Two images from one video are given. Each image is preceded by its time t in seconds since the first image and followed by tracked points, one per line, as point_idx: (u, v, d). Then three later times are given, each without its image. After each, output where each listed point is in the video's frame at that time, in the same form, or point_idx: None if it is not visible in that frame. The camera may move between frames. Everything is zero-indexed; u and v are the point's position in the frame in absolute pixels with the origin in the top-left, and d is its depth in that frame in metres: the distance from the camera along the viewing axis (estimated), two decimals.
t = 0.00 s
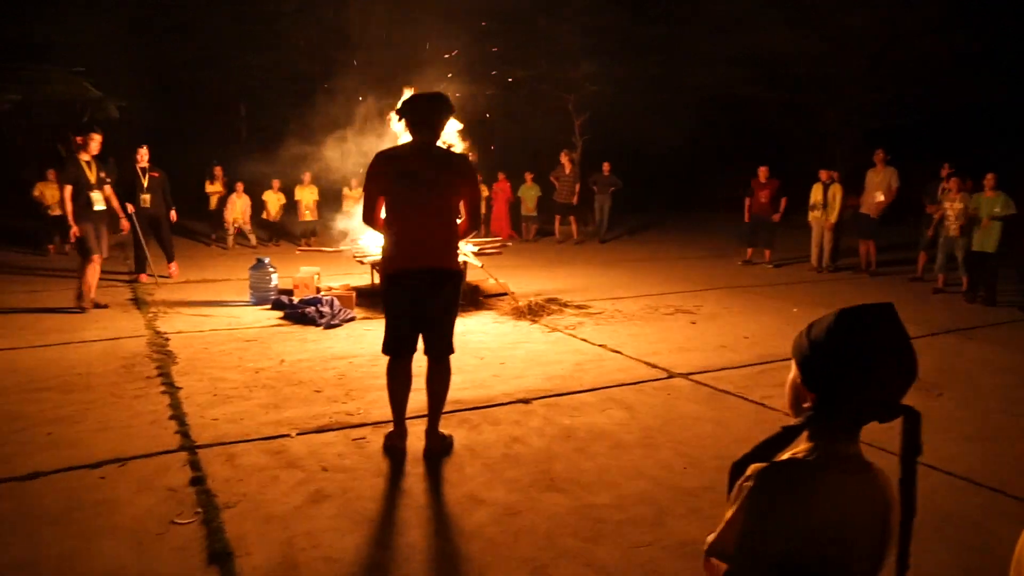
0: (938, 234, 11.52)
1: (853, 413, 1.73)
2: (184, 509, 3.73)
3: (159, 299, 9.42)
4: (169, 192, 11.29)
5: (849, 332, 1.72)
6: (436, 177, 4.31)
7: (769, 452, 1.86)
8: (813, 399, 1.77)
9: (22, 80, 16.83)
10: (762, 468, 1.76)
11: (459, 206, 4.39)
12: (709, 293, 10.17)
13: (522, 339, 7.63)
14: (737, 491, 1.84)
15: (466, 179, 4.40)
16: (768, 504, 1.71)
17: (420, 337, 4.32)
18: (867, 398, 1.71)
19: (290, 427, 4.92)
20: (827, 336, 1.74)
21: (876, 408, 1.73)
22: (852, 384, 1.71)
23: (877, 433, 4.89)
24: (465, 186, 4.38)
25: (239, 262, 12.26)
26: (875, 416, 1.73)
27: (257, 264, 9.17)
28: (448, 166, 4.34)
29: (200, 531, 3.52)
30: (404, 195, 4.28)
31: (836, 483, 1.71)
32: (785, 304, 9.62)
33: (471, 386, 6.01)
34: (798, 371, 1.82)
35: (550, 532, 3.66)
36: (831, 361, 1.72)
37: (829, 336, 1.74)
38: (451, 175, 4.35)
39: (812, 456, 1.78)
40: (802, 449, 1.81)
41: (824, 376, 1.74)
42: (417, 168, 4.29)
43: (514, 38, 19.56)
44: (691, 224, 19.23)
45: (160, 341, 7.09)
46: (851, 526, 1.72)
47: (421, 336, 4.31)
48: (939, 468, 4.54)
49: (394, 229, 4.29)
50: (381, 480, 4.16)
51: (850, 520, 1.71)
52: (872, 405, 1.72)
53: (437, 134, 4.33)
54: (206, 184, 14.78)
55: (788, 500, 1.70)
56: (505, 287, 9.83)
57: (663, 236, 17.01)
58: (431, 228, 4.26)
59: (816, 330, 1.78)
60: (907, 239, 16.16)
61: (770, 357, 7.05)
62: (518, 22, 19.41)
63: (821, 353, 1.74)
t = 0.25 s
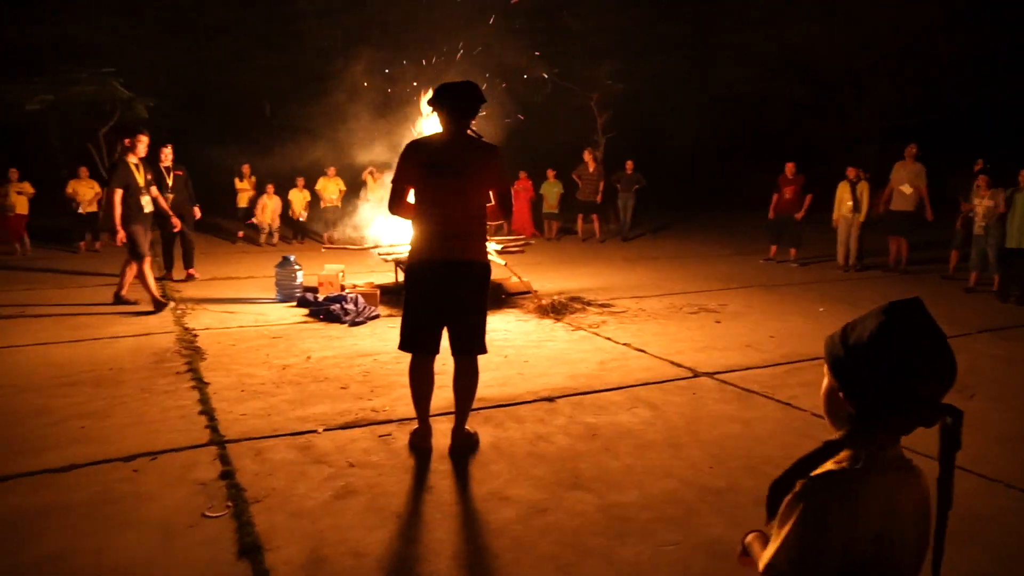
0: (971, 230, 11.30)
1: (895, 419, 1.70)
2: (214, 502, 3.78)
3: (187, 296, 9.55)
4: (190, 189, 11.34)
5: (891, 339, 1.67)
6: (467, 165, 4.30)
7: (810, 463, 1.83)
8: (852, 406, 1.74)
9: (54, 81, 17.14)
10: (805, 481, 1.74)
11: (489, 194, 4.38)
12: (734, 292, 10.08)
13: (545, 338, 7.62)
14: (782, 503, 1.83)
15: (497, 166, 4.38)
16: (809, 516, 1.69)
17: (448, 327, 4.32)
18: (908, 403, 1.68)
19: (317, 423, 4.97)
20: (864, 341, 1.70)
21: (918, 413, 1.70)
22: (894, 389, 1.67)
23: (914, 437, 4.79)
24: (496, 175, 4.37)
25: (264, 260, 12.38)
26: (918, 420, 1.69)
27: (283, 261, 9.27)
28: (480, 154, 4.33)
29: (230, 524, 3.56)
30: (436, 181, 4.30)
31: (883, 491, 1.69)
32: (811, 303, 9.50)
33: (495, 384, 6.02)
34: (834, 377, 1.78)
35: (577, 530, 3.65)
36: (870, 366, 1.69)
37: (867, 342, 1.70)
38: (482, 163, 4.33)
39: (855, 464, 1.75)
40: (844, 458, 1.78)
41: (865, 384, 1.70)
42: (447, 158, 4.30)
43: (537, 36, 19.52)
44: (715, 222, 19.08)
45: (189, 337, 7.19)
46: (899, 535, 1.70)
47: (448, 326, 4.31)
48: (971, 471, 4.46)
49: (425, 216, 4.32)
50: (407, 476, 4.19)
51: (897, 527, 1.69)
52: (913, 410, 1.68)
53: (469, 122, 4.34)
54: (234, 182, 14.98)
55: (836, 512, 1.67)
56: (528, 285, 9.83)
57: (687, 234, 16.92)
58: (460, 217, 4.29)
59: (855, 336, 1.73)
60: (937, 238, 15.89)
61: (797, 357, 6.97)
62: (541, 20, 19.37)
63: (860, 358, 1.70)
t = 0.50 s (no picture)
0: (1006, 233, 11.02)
1: (926, 446, 1.66)
2: (241, 489, 3.82)
3: (215, 286, 9.67)
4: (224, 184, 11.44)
5: (922, 369, 1.63)
6: (496, 162, 4.31)
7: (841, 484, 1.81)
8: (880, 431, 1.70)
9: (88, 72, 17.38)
10: (831, 508, 1.71)
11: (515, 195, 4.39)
12: (760, 291, 9.97)
13: (570, 333, 7.60)
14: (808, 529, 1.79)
15: (524, 166, 4.38)
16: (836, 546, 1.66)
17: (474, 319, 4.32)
18: (940, 430, 1.64)
19: (342, 413, 5.00)
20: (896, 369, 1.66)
21: (955, 442, 1.65)
22: (924, 416, 1.64)
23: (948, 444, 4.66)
24: (524, 173, 4.37)
25: (291, 252, 12.48)
26: (949, 450, 1.65)
27: (310, 253, 9.35)
28: (509, 151, 4.33)
29: (257, 511, 3.60)
30: (463, 177, 4.30)
31: (914, 522, 1.66)
32: (838, 303, 9.36)
33: (519, 378, 6.01)
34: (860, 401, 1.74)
35: (602, 527, 3.63)
36: (900, 392, 1.65)
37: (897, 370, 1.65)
38: (511, 161, 4.34)
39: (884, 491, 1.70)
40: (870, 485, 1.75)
41: (893, 411, 1.66)
42: (475, 160, 4.30)
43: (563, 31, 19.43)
44: (741, 221, 18.88)
45: (217, 326, 7.28)
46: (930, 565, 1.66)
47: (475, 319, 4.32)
48: (1002, 476, 4.35)
49: (452, 216, 4.32)
50: (432, 468, 4.20)
51: (927, 557, 1.65)
52: (945, 438, 1.64)
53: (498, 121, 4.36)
54: (262, 174, 15.13)
55: (862, 540, 1.65)
56: (553, 281, 9.80)
57: (713, 232, 16.76)
58: (488, 217, 4.30)
59: (888, 363, 1.68)
60: (969, 240, 15.55)
61: (824, 357, 6.87)
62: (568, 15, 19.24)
63: (888, 385, 1.66)
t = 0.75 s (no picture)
0: None
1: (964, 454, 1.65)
2: (275, 480, 3.87)
3: (250, 280, 9.81)
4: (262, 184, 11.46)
5: (965, 379, 1.61)
6: (529, 201, 4.29)
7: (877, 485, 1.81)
8: (917, 436, 1.69)
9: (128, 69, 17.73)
10: (863, 506, 1.73)
11: (548, 233, 4.39)
12: (795, 290, 9.80)
13: (601, 331, 7.55)
14: (840, 524, 1.82)
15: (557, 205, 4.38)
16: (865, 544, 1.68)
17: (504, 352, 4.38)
18: (977, 439, 1.63)
19: (373, 407, 5.04)
20: (936, 375, 1.65)
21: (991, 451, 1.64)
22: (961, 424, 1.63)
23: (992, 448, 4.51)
24: (555, 213, 4.35)
25: (324, 246, 12.61)
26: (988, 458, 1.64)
27: (342, 249, 9.44)
28: (542, 189, 4.32)
29: (289, 503, 3.64)
30: (496, 215, 4.29)
31: (948, 526, 1.66)
32: (877, 303, 9.15)
33: (550, 375, 6.00)
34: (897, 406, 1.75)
35: (631, 526, 3.61)
36: (940, 397, 1.64)
37: (938, 376, 1.65)
38: (543, 201, 4.32)
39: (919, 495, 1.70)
40: (904, 486, 1.75)
41: (931, 416, 1.66)
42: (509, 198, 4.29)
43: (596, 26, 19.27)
44: (777, 218, 18.57)
45: (251, 319, 7.39)
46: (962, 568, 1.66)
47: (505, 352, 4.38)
48: None
49: (483, 250, 4.30)
50: (462, 463, 4.21)
51: (958, 561, 1.65)
52: (984, 446, 1.63)
53: (532, 158, 4.36)
54: (296, 170, 15.29)
55: (891, 539, 1.66)
56: (584, 277, 9.75)
57: (747, 230, 16.54)
58: (521, 254, 4.28)
59: (931, 368, 1.67)
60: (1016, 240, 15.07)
61: (861, 358, 6.72)
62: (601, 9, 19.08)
63: (929, 390, 1.66)
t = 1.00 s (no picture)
0: None
1: (1002, 416, 1.65)
2: (303, 480, 3.90)
3: (276, 280, 9.91)
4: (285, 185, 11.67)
5: (999, 338, 1.63)
6: (554, 194, 4.25)
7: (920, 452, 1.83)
8: (955, 398, 1.72)
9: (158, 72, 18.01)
10: (903, 465, 1.77)
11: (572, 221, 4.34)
12: (824, 288, 9.66)
13: (626, 330, 7.50)
14: (875, 484, 1.88)
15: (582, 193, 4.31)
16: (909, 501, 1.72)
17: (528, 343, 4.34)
18: (1015, 401, 1.63)
19: (399, 407, 5.05)
20: (971, 336, 1.67)
21: None
22: (996, 385, 1.64)
23: None
24: (582, 205, 4.31)
25: (349, 246, 12.69)
26: None
27: (368, 249, 9.49)
28: (568, 181, 4.27)
29: (318, 502, 3.66)
30: (523, 210, 4.24)
31: (990, 487, 1.67)
32: (909, 302, 8.98)
33: (575, 375, 5.96)
34: (935, 368, 1.77)
35: (660, 526, 3.58)
36: (976, 358, 1.66)
37: (974, 335, 1.67)
38: (569, 194, 4.28)
39: (958, 458, 1.72)
40: (947, 448, 1.77)
41: (966, 377, 1.68)
42: (532, 187, 4.24)
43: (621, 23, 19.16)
44: (805, 216, 18.32)
45: (278, 319, 7.46)
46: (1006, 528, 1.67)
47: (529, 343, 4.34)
48: None
49: (507, 241, 4.28)
50: (489, 463, 4.20)
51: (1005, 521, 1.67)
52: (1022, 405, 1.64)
53: (557, 147, 4.29)
54: (321, 170, 15.42)
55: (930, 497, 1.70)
56: (609, 276, 9.70)
57: (773, 229, 16.37)
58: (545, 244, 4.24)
59: (967, 328, 1.69)
60: None
61: (893, 358, 6.60)
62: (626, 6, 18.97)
63: (965, 352, 1.68)
